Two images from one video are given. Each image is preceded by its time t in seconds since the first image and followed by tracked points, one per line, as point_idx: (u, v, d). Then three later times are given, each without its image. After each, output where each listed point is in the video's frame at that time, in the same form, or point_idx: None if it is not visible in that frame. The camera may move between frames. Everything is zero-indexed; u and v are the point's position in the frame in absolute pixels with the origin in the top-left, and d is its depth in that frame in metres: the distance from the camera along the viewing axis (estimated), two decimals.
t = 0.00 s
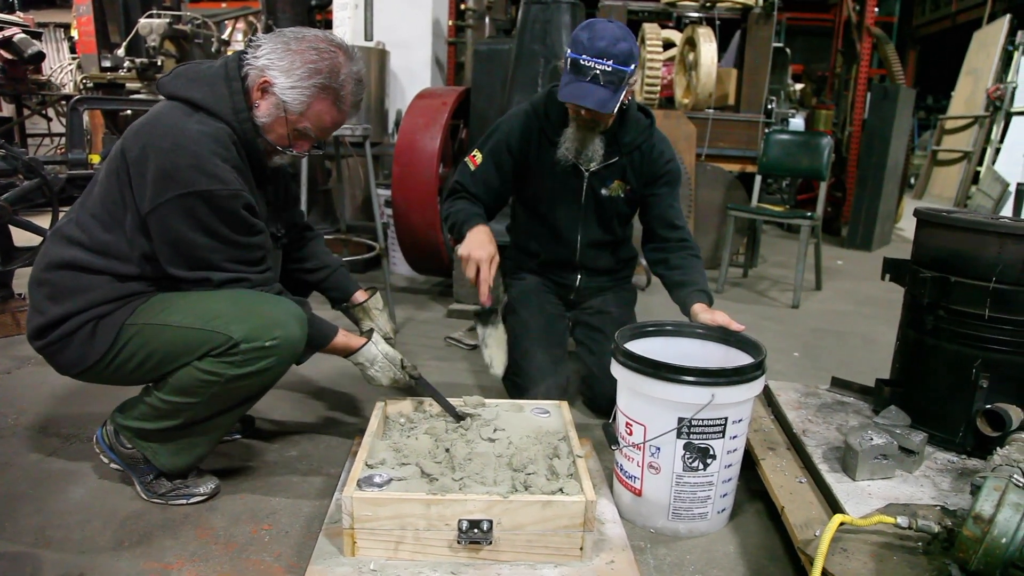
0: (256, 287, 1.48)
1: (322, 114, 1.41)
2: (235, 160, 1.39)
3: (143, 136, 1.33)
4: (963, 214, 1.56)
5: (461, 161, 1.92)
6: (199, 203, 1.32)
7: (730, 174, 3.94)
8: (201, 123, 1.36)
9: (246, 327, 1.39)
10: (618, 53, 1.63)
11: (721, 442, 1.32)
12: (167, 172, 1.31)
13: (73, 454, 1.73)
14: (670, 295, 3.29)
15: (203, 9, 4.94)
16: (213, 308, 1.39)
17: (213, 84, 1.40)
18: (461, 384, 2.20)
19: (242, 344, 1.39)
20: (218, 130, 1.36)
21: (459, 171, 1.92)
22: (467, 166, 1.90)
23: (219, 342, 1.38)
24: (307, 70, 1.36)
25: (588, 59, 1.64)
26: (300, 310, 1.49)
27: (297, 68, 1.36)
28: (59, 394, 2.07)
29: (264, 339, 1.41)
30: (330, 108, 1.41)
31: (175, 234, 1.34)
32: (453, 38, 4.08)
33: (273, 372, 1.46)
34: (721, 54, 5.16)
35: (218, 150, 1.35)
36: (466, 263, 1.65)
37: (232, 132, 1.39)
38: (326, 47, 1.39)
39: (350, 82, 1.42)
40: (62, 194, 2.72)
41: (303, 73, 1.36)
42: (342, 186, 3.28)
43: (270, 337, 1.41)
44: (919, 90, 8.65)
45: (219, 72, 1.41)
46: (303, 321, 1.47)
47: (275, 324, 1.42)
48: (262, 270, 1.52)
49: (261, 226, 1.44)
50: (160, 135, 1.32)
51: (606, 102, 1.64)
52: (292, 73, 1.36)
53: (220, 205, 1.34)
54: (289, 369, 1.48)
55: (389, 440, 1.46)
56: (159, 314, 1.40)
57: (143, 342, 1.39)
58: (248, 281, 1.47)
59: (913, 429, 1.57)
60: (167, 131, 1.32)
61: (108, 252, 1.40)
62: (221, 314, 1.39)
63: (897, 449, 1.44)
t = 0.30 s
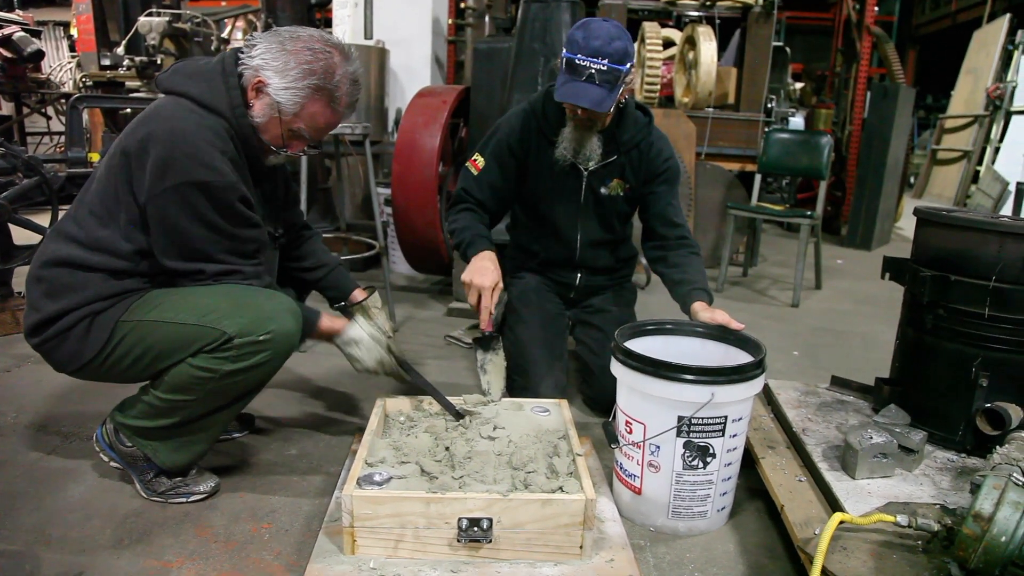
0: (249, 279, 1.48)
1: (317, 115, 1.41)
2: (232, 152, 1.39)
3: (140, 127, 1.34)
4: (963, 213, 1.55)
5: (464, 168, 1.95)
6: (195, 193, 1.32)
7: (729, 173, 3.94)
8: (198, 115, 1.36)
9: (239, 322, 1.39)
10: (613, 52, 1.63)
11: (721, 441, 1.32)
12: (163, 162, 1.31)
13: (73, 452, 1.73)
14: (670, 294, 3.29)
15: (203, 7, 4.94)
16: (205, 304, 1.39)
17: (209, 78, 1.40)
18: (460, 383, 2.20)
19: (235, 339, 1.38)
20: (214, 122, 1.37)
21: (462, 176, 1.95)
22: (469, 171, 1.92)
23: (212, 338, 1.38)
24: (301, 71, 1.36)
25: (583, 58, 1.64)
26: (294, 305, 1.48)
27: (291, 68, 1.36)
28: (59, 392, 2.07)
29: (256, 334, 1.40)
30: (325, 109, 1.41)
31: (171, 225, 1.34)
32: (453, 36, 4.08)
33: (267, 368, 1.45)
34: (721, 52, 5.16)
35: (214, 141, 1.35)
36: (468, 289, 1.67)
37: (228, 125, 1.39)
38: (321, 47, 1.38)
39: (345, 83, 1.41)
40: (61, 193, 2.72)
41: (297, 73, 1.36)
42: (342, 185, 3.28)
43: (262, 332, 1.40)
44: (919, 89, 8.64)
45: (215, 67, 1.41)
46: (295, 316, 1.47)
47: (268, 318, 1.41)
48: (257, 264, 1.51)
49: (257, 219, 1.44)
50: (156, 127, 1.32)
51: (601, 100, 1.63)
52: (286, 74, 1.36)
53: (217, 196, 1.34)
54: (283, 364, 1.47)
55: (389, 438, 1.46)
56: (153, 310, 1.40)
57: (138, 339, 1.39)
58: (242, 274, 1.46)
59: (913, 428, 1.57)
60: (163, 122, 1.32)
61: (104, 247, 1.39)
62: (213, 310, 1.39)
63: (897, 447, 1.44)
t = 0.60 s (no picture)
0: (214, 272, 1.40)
1: (313, 108, 1.41)
2: (217, 122, 1.38)
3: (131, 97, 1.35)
4: (962, 211, 1.55)
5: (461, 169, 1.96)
6: (173, 154, 1.30)
7: (728, 172, 3.94)
8: (185, 82, 1.37)
9: (221, 332, 1.38)
10: (609, 53, 1.64)
11: (719, 440, 1.32)
12: (144, 124, 1.30)
13: (70, 453, 1.73)
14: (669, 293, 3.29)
15: (201, 7, 4.93)
16: (189, 312, 1.38)
17: (204, 53, 1.41)
18: (459, 383, 2.20)
19: (216, 350, 1.38)
20: (200, 89, 1.36)
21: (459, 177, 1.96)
22: (466, 172, 1.93)
23: (194, 347, 1.38)
24: (301, 63, 1.36)
25: (579, 59, 1.63)
26: (280, 316, 1.47)
27: (291, 61, 1.36)
28: (57, 393, 2.07)
29: (238, 347, 1.39)
30: (322, 102, 1.41)
31: (148, 191, 1.31)
32: (451, 36, 4.08)
33: (251, 378, 1.44)
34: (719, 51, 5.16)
35: (199, 106, 1.34)
36: (467, 305, 1.67)
37: (214, 96, 1.38)
38: (321, 41, 1.38)
39: (343, 78, 1.41)
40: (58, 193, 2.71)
41: (296, 65, 1.36)
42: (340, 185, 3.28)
43: (245, 343, 1.39)
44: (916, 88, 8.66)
45: (210, 45, 1.42)
46: (280, 327, 1.45)
47: (250, 331, 1.40)
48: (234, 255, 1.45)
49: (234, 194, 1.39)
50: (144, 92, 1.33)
51: (597, 101, 1.63)
52: (285, 65, 1.36)
53: (195, 158, 1.32)
54: (265, 377, 1.46)
55: (387, 439, 1.46)
56: (139, 315, 1.39)
57: (125, 344, 1.39)
58: (206, 265, 1.39)
59: (912, 426, 1.57)
60: (151, 87, 1.34)
61: (93, 237, 1.39)
62: (197, 319, 1.38)
63: (896, 446, 1.44)
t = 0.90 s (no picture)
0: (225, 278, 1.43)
1: (315, 113, 1.41)
2: (220, 134, 1.38)
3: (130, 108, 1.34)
4: (962, 208, 1.55)
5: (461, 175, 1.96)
6: (178, 170, 1.31)
7: (728, 170, 3.94)
8: (186, 94, 1.36)
9: (229, 328, 1.38)
10: (603, 48, 1.64)
11: (720, 438, 1.32)
12: (148, 139, 1.30)
13: (71, 454, 1.73)
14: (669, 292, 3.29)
15: (201, 7, 4.92)
16: (196, 309, 1.39)
17: (203, 62, 1.40)
18: (460, 382, 2.20)
19: (224, 346, 1.38)
20: (202, 101, 1.36)
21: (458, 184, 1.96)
22: (466, 177, 1.93)
23: (202, 344, 1.38)
24: (303, 69, 1.36)
25: (574, 55, 1.63)
26: (285, 312, 1.48)
27: (293, 66, 1.36)
28: (57, 394, 2.06)
29: (246, 342, 1.39)
30: (323, 108, 1.41)
31: (153, 206, 1.31)
32: (450, 35, 4.07)
33: (257, 374, 1.44)
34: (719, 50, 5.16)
35: (202, 120, 1.34)
36: (462, 324, 1.64)
37: (216, 107, 1.38)
38: (323, 47, 1.38)
39: (345, 84, 1.42)
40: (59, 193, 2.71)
41: (298, 71, 1.36)
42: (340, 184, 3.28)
43: (253, 339, 1.40)
44: (917, 86, 8.66)
45: (209, 53, 1.41)
46: (286, 323, 1.46)
47: (258, 326, 1.41)
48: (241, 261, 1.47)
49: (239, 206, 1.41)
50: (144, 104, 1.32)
51: (593, 97, 1.63)
52: (287, 71, 1.36)
53: (200, 174, 1.32)
54: (272, 373, 1.47)
55: (387, 438, 1.46)
56: (144, 314, 1.40)
57: (130, 342, 1.39)
58: (216, 271, 1.42)
59: (912, 424, 1.57)
60: (151, 100, 1.32)
61: (92, 241, 1.38)
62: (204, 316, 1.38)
63: (896, 444, 1.44)
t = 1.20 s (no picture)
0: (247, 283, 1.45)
1: (323, 122, 1.42)
2: (230, 154, 1.38)
3: (138, 131, 1.33)
4: (966, 208, 1.55)
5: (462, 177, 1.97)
6: (192, 194, 1.31)
7: (731, 172, 3.94)
8: (196, 116, 1.35)
9: (245, 327, 1.39)
10: (602, 48, 1.64)
11: (725, 440, 1.32)
12: (161, 164, 1.30)
13: (76, 457, 1.73)
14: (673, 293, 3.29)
15: (205, 11, 4.94)
16: (211, 308, 1.39)
17: (209, 78, 1.40)
18: (463, 384, 2.20)
19: (241, 345, 1.39)
20: (212, 123, 1.36)
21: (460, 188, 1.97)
22: (467, 181, 1.94)
23: (218, 343, 1.38)
24: (312, 79, 1.36)
25: (572, 57, 1.63)
26: (299, 310, 1.48)
27: (302, 76, 1.36)
28: (62, 397, 2.07)
29: (262, 340, 1.40)
30: (332, 116, 1.42)
31: (169, 227, 1.33)
32: (453, 38, 4.08)
33: (272, 373, 1.45)
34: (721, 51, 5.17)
35: (213, 142, 1.34)
36: (472, 318, 1.66)
37: (226, 126, 1.38)
38: (331, 56, 1.39)
39: (353, 92, 1.42)
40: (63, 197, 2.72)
41: (307, 81, 1.36)
42: (343, 187, 3.28)
43: (268, 338, 1.41)
44: (920, 86, 8.65)
45: (216, 67, 1.41)
46: (301, 322, 1.47)
47: (274, 324, 1.42)
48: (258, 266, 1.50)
49: (253, 221, 1.42)
50: (153, 128, 1.32)
51: (593, 98, 1.63)
52: (296, 80, 1.36)
53: (214, 197, 1.33)
54: (287, 370, 1.47)
55: (392, 440, 1.46)
56: (157, 315, 1.40)
57: (143, 343, 1.40)
58: (239, 277, 1.44)
59: (918, 425, 1.56)
60: (161, 124, 1.32)
61: (105, 252, 1.39)
62: (219, 315, 1.39)
63: (902, 445, 1.44)
